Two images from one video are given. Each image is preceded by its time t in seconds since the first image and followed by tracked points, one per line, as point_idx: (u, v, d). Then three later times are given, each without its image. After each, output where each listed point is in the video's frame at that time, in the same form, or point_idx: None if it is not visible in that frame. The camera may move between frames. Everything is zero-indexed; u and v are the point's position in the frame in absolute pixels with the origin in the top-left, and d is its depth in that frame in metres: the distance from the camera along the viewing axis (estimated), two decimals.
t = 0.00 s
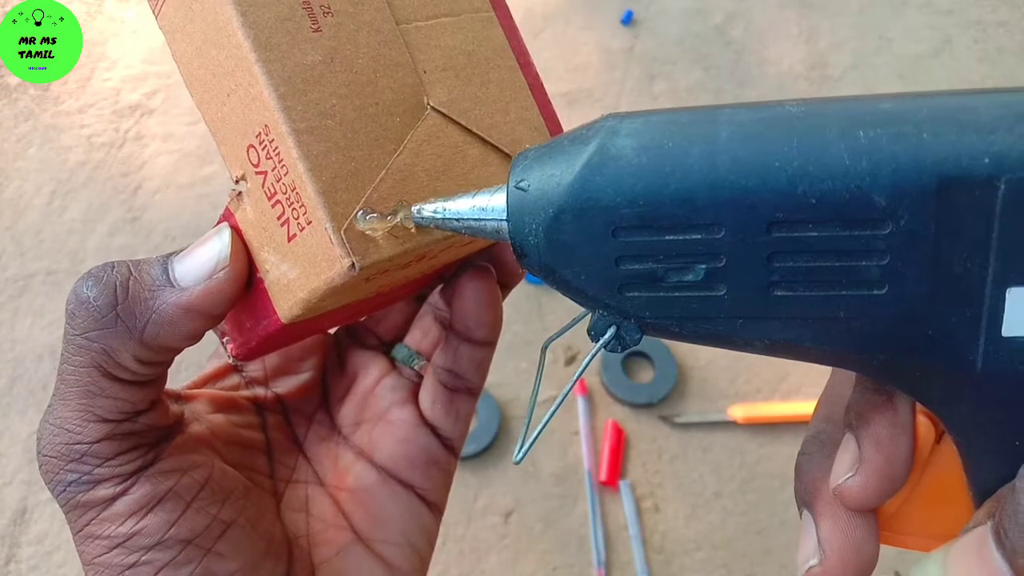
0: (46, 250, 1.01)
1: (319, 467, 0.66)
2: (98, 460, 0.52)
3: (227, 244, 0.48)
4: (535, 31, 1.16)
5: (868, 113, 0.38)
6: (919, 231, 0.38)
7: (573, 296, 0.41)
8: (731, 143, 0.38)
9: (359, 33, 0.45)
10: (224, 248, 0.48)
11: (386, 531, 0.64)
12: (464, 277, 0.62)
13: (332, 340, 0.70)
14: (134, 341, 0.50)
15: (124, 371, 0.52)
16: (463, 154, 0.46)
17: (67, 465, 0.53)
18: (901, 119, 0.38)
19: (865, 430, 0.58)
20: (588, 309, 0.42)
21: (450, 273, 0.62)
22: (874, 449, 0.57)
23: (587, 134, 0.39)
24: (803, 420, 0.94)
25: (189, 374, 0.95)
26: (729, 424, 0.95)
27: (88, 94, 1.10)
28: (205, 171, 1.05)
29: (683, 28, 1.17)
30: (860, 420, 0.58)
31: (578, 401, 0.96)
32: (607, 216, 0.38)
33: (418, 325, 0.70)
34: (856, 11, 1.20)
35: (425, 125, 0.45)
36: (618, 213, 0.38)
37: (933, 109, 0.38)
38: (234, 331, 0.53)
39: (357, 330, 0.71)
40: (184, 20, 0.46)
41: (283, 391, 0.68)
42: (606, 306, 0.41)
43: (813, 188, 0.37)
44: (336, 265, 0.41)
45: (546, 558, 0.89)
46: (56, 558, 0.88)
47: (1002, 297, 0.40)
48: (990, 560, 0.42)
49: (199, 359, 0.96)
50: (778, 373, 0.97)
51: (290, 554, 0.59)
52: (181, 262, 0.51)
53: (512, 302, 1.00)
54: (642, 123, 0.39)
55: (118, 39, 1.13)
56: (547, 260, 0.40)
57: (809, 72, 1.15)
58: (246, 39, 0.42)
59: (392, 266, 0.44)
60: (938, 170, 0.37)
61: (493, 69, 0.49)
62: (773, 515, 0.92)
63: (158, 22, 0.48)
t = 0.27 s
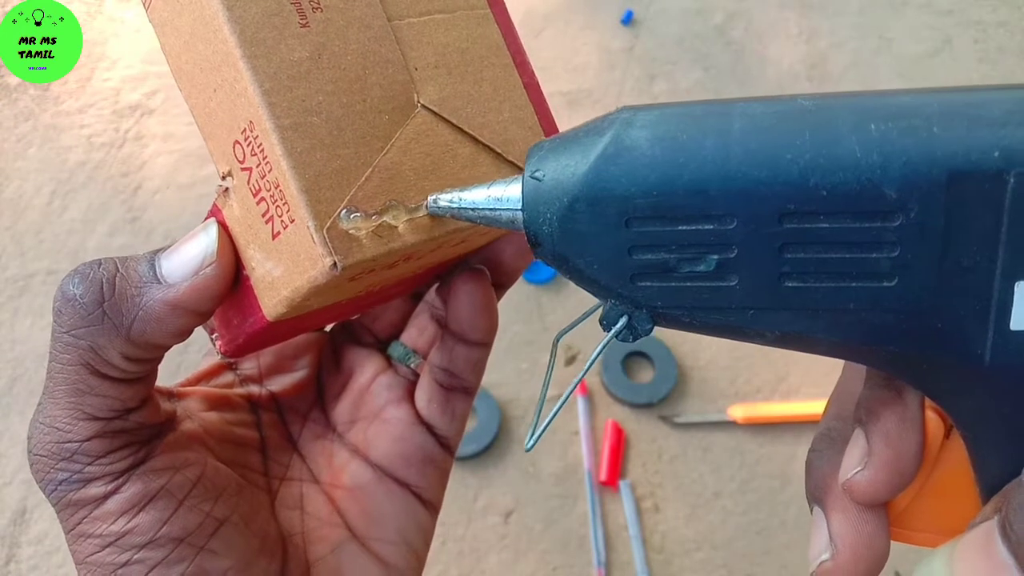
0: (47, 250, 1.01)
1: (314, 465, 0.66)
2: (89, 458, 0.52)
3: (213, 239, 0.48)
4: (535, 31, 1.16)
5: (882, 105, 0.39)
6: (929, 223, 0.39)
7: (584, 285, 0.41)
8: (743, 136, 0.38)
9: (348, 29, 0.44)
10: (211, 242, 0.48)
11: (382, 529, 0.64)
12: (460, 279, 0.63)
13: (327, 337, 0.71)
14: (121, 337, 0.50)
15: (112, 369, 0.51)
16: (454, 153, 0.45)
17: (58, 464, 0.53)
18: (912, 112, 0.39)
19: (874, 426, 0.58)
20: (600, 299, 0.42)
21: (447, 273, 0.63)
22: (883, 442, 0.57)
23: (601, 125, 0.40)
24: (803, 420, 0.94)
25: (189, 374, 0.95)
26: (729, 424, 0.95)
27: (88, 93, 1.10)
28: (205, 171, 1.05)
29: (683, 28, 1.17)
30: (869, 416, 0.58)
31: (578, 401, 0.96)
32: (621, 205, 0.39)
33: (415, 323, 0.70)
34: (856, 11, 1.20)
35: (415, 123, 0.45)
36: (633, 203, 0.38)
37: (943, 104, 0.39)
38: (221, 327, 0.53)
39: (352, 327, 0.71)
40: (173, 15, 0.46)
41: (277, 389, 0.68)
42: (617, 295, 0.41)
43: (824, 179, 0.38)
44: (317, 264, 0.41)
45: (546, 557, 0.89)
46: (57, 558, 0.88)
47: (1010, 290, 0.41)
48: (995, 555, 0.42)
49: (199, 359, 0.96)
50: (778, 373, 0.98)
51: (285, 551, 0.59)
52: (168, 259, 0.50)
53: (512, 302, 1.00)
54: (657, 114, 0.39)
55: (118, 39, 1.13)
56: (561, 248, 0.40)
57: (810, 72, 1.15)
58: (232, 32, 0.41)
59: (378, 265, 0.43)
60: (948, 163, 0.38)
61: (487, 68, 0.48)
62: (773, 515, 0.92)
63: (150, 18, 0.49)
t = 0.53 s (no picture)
0: (47, 250, 1.01)
1: (313, 464, 0.66)
2: (86, 459, 0.52)
3: (208, 240, 0.48)
4: (535, 31, 1.16)
5: (886, 104, 0.39)
6: (937, 220, 0.39)
7: (598, 279, 0.42)
8: (755, 134, 0.39)
9: (344, 30, 0.44)
10: (205, 242, 0.48)
11: (381, 528, 0.64)
12: (460, 284, 0.64)
13: (326, 338, 0.71)
14: (116, 338, 0.50)
15: (107, 369, 0.51)
16: (450, 154, 0.45)
17: (55, 465, 0.52)
18: (920, 111, 0.39)
19: (882, 420, 0.58)
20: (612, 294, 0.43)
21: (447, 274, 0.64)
22: (891, 438, 0.57)
23: (615, 121, 0.40)
24: (803, 420, 0.94)
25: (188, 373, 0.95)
26: (729, 424, 0.95)
27: (88, 93, 1.10)
28: (205, 171, 1.05)
29: (683, 28, 1.17)
30: (877, 411, 0.58)
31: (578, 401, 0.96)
32: (634, 202, 0.39)
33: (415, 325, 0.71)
34: (856, 11, 1.20)
35: (410, 124, 0.44)
36: (645, 198, 0.39)
37: (951, 103, 0.39)
38: (216, 329, 0.53)
39: (351, 328, 0.71)
40: (169, 15, 0.46)
41: (275, 389, 0.68)
42: (630, 289, 0.41)
43: (834, 176, 0.38)
44: (311, 264, 0.41)
45: (546, 557, 0.90)
46: (56, 558, 0.88)
47: (1016, 285, 0.41)
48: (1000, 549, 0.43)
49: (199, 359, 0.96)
50: (778, 373, 0.98)
51: (284, 551, 0.59)
52: (162, 259, 0.50)
53: (512, 302, 1.00)
54: (670, 111, 0.39)
55: (118, 39, 1.13)
56: (575, 243, 0.40)
57: (810, 72, 1.15)
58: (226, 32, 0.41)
59: (372, 266, 0.43)
60: (956, 161, 0.38)
61: (484, 69, 0.48)
62: (773, 515, 0.92)
63: (146, 16, 0.48)
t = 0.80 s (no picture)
0: (47, 250, 1.01)
1: (312, 464, 0.66)
2: (81, 458, 0.52)
3: (198, 239, 0.48)
4: (536, 31, 1.16)
5: (898, 101, 0.39)
6: (947, 215, 0.39)
7: (615, 272, 0.42)
8: (771, 132, 0.39)
9: (336, 33, 0.44)
10: (194, 241, 0.48)
11: (381, 527, 0.64)
12: (449, 288, 0.63)
13: (326, 338, 0.71)
14: (107, 337, 0.50)
15: (100, 368, 0.51)
16: (440, 160, 0.45)
17: (51, 465, 0.52)
18: (932, 108, 0.39)
19: (894, 414, 0.57)
20: (629, 287, 0.43)
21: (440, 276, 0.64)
22: (901, 432, 0.57)
23: (633, 118, 0.40)
24: (803, 420, 0.94)
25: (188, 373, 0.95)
26: (729, 425, 0.95)
27: (88, 93, 1.10)
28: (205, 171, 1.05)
29: (683, 28, 1.17)
30: (889, 405, 0.58)
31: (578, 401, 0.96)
32: (651, 196, 0.39)
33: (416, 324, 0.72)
34: (856, 11, 1.20)
35: (400, 130, 0.44)
36: (662, 193, 0.39)
37: (962, 100, 0.39)
38: (207, 327, 0.53)
39: (351, 327, 0.71)
40: (162, 15, 0.46)
41: (275, 389, 0.68)
42: (646, 283, 0.42)
43: (848, 172, 0.38)
44: (292, 270, 0.41)
45: (546, 557, 0.90)
46: (56, 558, 0.88)
47: None
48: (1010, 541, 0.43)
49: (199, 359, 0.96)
50: (778, 373, 0.98)
51: (282, 550, 0.59)
52: (153, 258, 0.50)
53: (512, 302, 1.00)
54: (687, 108, 0.39)
55: (118, 39, 1.13)
56: (593, 237, 0.40)
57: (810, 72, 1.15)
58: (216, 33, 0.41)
59: (357, 272, 0.43)
60: (966, 158, 0.38)
61: (480, 74, 0.48)
62: (773, 515, 0.92)
63: (142, 14, 0.48)
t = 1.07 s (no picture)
0: (47, 250, 1.01)
1: (311, 464, 0.66)
2: (77, 458, 0.52)
3: (192, 238, 0.48)
4: (535, 32, 1.16)
5: (917, 100, 0.40)
6: (965, 211, 0.40)
7: (637, 264, 0.42)
8: (793, 127, 0.39)
9: (329, 30, 0.44)
10: (188, 240, 0.48)
11: (380, 527, 0.64)
12: (445, 290, 0.64)
13: (326, 337, 0.71)
14: (102, 336, 0.50)
15: (94, 367, 0.51)
16: (435, 158, 0.45)
17: (47, 465, 0.53)
18: (951, 106, 0.40)
19: (909, 410, 0.57)
20: (649, 279, 0.43)
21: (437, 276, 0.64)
22: (916, 426, 0.56)
23: (657, 113, 0.40)
24: (803, 420, 0.94)
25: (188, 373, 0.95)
26: (729, 425, 0.95)
27: (88, 94, 1.10)
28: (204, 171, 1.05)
29: (683, 28, 1.17)
30: (904, 402, 0.58)
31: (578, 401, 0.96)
32: (674, 188, 0.39)
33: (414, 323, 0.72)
34: (856, 11, 1.20)
35: (394, 128, 0.44)
36: (685, 185, 0.39)
37: (981, 99, 0.40)
38: (203, 325, 0.53)
39: (349, 327, 0.72)
40: (155, 13, 0.46)
41: (272, 389, 0.68)
42: (666, 275, 0.42)
43: (868, 167, 0.39)
44: (283, 270, 0.41)
45: (545, 557, 0.90)
46: (56, 558, 0.88)
47: None
48: None
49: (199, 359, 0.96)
50: (778, 373, 0.98)
51: (281, 550, 0.59)
52: (147, 257, 0.50)
53: (512, 302, 1.00)
54: (711, 103, 0.40)
55: (118, 39, 1.13)
56: (615, 229, 0.41)
57: (810, 72, 1.15)
58: (206, 31, 0.41)
59: (350, 272, 0.43)
60: (985, 154, 0.39)
61: (475, 71, 0.47)
62: (773, 515, 0.92)
63: (136, 13, 0.48)
